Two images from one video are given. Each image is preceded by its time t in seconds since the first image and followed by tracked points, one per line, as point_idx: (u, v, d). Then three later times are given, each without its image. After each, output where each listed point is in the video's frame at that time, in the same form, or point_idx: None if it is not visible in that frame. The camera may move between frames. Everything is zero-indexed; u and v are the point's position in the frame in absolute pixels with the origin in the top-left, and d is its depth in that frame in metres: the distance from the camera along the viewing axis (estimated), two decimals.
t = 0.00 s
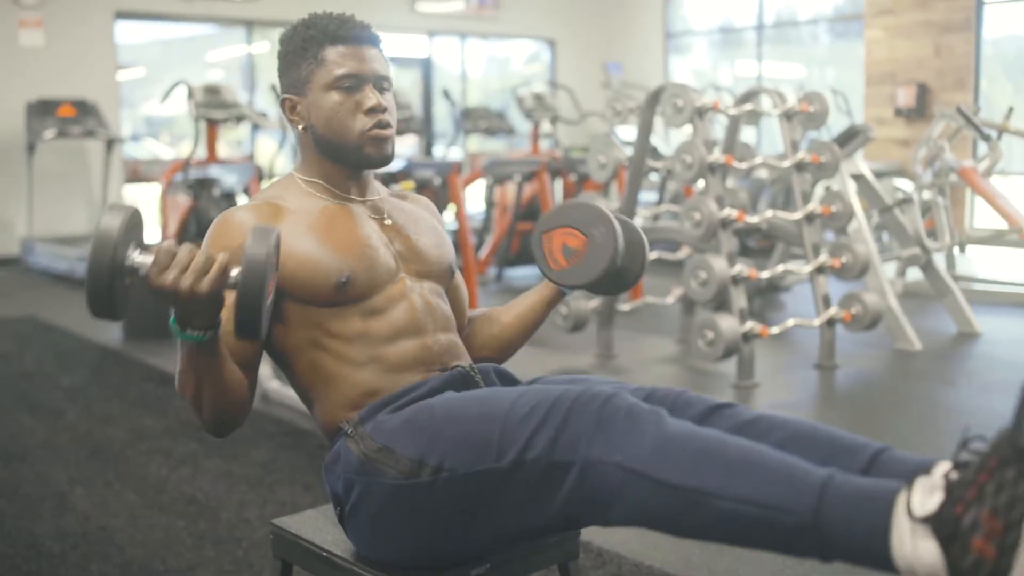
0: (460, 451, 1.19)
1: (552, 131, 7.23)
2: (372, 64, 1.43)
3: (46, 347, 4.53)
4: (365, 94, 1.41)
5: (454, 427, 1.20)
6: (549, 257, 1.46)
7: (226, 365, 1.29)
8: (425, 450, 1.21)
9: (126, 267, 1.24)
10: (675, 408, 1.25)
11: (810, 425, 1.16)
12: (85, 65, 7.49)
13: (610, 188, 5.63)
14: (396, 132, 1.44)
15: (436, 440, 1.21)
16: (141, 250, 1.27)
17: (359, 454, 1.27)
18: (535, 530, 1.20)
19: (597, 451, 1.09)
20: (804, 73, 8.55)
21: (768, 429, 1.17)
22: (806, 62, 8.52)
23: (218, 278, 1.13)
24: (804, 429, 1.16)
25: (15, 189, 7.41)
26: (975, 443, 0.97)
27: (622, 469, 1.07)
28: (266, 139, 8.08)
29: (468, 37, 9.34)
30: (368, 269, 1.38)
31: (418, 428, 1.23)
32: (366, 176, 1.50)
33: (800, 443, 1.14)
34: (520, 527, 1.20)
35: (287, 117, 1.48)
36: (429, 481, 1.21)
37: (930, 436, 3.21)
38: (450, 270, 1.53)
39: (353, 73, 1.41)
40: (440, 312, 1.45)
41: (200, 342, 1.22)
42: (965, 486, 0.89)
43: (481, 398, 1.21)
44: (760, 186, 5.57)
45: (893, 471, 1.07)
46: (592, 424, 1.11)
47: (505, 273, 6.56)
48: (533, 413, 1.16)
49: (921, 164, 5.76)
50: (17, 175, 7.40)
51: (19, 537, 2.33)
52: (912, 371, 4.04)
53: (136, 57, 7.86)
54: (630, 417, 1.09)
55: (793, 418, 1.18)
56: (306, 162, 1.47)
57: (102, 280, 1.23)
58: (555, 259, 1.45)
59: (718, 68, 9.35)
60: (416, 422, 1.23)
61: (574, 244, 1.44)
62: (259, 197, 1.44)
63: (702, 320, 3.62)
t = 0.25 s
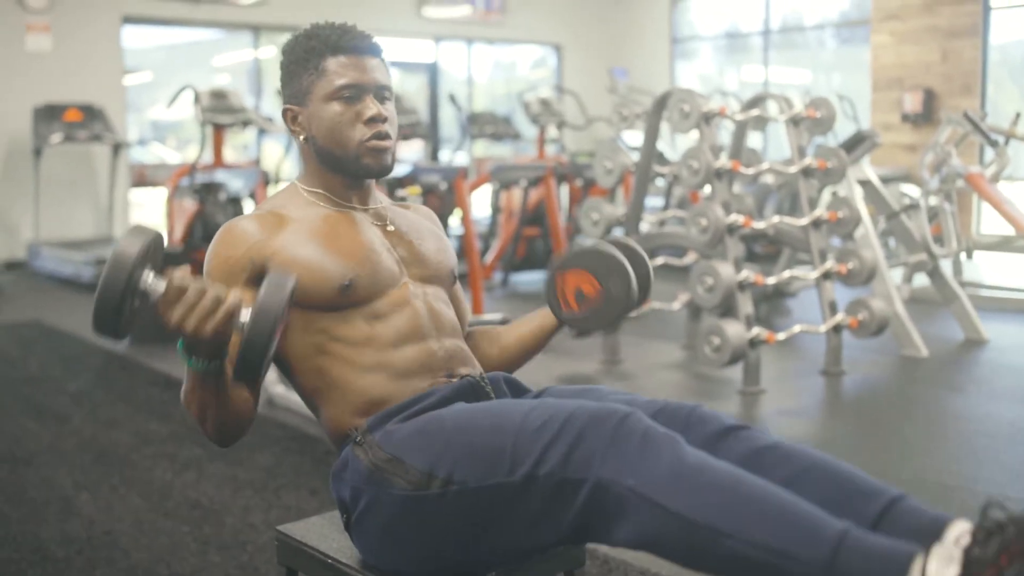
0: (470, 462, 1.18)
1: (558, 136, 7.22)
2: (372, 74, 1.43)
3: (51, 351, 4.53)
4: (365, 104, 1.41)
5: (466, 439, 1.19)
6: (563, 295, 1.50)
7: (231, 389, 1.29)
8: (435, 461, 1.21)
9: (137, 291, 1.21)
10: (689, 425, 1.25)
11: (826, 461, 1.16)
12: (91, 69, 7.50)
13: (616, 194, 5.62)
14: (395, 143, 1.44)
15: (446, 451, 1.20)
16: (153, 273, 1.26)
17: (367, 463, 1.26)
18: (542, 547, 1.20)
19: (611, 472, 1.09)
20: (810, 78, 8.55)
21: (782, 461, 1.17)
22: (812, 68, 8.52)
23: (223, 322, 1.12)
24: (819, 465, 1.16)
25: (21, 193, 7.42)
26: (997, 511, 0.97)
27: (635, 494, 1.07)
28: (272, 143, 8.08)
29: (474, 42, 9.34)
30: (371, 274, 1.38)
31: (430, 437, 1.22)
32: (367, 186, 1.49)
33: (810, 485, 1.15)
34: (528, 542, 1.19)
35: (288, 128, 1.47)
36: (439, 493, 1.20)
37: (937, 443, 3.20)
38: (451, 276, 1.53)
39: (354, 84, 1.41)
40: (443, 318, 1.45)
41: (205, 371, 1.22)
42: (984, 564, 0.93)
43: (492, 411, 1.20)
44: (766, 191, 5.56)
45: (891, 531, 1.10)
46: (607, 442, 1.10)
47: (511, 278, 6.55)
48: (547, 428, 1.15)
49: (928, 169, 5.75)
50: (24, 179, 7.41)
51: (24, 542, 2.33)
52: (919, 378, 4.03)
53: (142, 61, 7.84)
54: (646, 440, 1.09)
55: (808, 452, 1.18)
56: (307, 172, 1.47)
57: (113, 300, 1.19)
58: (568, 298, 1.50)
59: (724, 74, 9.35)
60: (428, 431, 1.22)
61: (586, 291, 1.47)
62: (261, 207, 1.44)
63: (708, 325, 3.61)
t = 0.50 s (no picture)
0: (475, 479, 1.18)
1: (559, 143, 7.22)
2: (367, 89, 1.43)
3: (50, 356, 4.52)
4: (360, 118, 1.40)
5: (472, 459, 1.18)
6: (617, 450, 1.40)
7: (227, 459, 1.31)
8: (439, 477, 1.20)
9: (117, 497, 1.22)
10: (700, 456, 1.23)
11: (838, 509, 1.15)
12: (89, 77, 7.50)
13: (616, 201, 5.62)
14: (391, 156, 1.43)
15: (451, 468, 1.19)
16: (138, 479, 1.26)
17: (372, 476, 1.25)
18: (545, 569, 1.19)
19: (618, 501, 1.08)
20: (811, 86, 8.55)
21: (795, 501, 1.16)
22: (813, 76, 8.53)
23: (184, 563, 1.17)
24: (832, 511, 1.15)
25: (22, 197, 7.41)
26: None
27: (643, 527, 1.06)
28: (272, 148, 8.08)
29: (475, 49, 9.34)
30: (371, 282, 1.37)
31: (435, 453, 1.21)
32: (366, 199, 1.48)
33: (820, 530, 1.14)
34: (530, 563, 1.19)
35: (285, 145, 1.47)
36: (443, 510, 1.19)
37: (938, 453, 3.19)
38: (451, 285, 1.52)
39: (349, 98, 1.41)
40: (445, 326, 1.44)
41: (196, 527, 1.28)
42: None
43: (500, 430, 1.20)
44: (767, 199, 5.56)
45: None
46: (617, 471, 1.09)
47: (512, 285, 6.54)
48: (556, 453, 1.14)
49: (928, 177, 5.74)
50: (24, 183, 7.41)
51: (22, 548, 2.32)
52: (920, 387, 4.02)
53: (143, 66, 7.83)
54: (656, 475, 1.07)
55: (824, 495, 1.17)
56: (304, 188, 1.46)
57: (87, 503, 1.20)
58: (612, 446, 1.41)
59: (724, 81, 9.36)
60: (433, 447, 1.21)
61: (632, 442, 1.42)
62: (260, 222, 1.43)
63: (708, 333, 3.61)
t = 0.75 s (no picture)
0: (467, 479, 1.16)
1: (558, 146, 7.21)
2: (376, 83, 1.42)
3: (49, 359, 4.51)
4: (370, 112, 1.40)
5: (463, 458, 1.17)
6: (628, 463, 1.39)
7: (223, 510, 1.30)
8: (431, 477, 1.18)
9: None
10: (690, 454, 1.22)
11: (828, 501, 1.14)
12: (92, 76, 7.50)
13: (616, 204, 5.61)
14: (400, 151, 1.43)
15: (443, 468, 1.18)
16: None
17: (364, 478, 1.24)
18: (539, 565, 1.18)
19: (608, 499, 1.07)
20: (810, 88, 8.56)
21: (786, 495, 1.15)
22: (811, 79, 8.53)
23: None
24: (822, 503, 1.14)
25: (20, 200, 7.40)
26: None
27: (631, 522, 1.05)
28: (271, 151, 8.07)
29: (474, 51, 9.34)
30: (375, 284, 1.36)
31: (427, 452, 1.20)
32: (372, 196, 1.47)
33: (810, 522, 1.13)
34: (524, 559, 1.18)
35: (292, 137, 1.46)
36: (435, 508, 1.18)
37: (938, 456, 3.18)
38: (456, 287, 1.51)
39: (359, 92, 1.40)
40: (447, 327, 1.43)
41: None
42: None
43: (492, 429, 1.18)
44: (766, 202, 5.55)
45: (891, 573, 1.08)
46: (606, 469, 1.08)
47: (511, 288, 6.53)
48: (545, 452, 1.13)
49: (928, 180, 5.74)
50: (23, 186, 7.40)
51: (19, 553, 2.30)
52: (919, 390, 4.01)
53: (142, 68, 7.83)
54: (646, 472, 1.06)
55: (814, 488, 1.16)
56: (311, 182, 1.45)
57: None
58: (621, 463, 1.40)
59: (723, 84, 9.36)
60: (427, 446, 1.20)
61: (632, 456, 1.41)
62: (265, 216, 1.42)
63: (708, 337, 3.60)
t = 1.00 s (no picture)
0: (460, 482, 1.15)
1: (554, 151, 7.21)
2: (363, 97, 1.40)
3: (43, 366, 4.49)
4: (354, 128, 1.38)
5: (454, 462, 1.16)
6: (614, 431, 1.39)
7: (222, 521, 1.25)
8: (424, 480, 1.17)
9: None
10: (684, 452, 1.21)
11: (821, 497, 1.12)
12: (91, 75, 7.50)
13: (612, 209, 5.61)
14: (384, 166, 1.41)
15: (435, 472, 1.16)
16: None
17: (356, 484, 1.23)
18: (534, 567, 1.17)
19: (602, 497, 1.06)
20: (805, 93, 8.57)
21: (779, 493, 1.13)
22: (806, 83, 8.55)
23: None
24: (816, 500, 1.12)
25: (15, 206, 7.38)
26: None
27: (624, 521, 1.04)
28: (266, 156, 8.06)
29: (470, 56, 9.34)
30: (359, 296, 1.35)
31: (419, 457, 1.18)
32: (358, 208, 1.46)
33: (804, 519, 1.10)
34: (518, 561, 1.17)
35: (277, 149, 1.45)
36: (428, 512, 1.16)
37: (936, 462, 3.17)
38: (443, 296, 1.50)
39: (344, 107, 1.38)
40: (434, 337, 1.42)
41: None
42: None
43: (482, 432, 1.17)
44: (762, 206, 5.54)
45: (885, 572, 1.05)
46: (599, 467, 1.07)
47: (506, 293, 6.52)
48: (538, 453, 1.12)
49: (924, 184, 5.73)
50: (17, 191, 7.37)
51: (12, 563, 2.29)
52: (916, 395, 4.00)
53: (137, 73, 7.84)
54: (638, 470, 1.05)
55: (806, 485, 1.14)
56: (296, 195, 1.44)
57: None
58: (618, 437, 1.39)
59: (719, 88, 9.38)
60: (418, 449, 1.19)
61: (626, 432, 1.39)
62: (251, 228, 1.42)
63: (705, 342, 3.58)
